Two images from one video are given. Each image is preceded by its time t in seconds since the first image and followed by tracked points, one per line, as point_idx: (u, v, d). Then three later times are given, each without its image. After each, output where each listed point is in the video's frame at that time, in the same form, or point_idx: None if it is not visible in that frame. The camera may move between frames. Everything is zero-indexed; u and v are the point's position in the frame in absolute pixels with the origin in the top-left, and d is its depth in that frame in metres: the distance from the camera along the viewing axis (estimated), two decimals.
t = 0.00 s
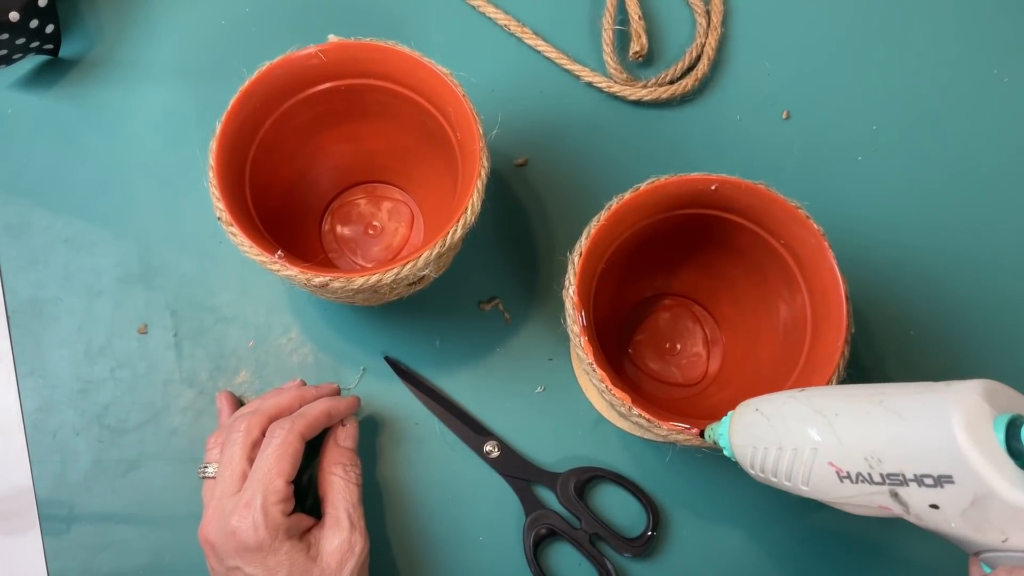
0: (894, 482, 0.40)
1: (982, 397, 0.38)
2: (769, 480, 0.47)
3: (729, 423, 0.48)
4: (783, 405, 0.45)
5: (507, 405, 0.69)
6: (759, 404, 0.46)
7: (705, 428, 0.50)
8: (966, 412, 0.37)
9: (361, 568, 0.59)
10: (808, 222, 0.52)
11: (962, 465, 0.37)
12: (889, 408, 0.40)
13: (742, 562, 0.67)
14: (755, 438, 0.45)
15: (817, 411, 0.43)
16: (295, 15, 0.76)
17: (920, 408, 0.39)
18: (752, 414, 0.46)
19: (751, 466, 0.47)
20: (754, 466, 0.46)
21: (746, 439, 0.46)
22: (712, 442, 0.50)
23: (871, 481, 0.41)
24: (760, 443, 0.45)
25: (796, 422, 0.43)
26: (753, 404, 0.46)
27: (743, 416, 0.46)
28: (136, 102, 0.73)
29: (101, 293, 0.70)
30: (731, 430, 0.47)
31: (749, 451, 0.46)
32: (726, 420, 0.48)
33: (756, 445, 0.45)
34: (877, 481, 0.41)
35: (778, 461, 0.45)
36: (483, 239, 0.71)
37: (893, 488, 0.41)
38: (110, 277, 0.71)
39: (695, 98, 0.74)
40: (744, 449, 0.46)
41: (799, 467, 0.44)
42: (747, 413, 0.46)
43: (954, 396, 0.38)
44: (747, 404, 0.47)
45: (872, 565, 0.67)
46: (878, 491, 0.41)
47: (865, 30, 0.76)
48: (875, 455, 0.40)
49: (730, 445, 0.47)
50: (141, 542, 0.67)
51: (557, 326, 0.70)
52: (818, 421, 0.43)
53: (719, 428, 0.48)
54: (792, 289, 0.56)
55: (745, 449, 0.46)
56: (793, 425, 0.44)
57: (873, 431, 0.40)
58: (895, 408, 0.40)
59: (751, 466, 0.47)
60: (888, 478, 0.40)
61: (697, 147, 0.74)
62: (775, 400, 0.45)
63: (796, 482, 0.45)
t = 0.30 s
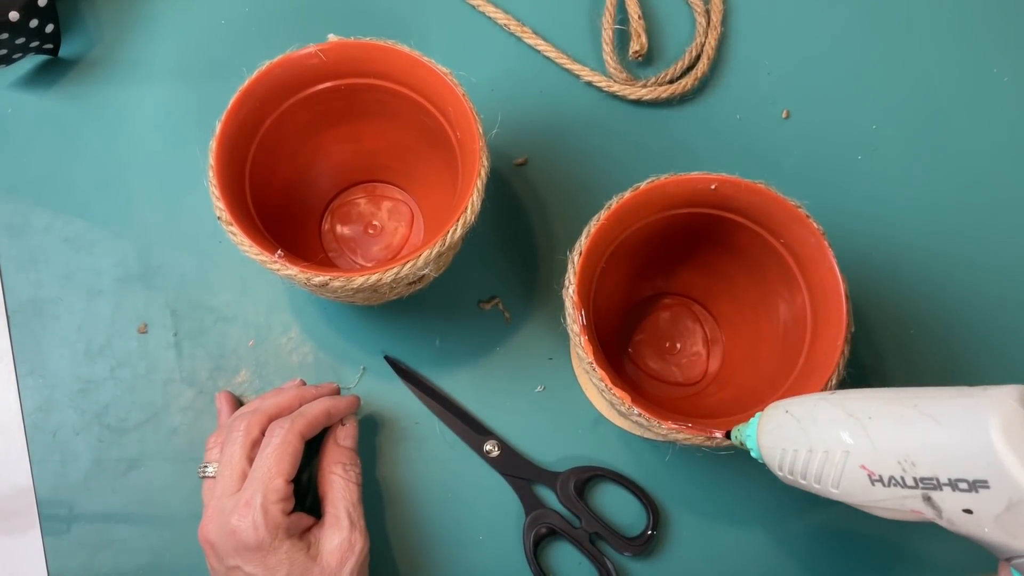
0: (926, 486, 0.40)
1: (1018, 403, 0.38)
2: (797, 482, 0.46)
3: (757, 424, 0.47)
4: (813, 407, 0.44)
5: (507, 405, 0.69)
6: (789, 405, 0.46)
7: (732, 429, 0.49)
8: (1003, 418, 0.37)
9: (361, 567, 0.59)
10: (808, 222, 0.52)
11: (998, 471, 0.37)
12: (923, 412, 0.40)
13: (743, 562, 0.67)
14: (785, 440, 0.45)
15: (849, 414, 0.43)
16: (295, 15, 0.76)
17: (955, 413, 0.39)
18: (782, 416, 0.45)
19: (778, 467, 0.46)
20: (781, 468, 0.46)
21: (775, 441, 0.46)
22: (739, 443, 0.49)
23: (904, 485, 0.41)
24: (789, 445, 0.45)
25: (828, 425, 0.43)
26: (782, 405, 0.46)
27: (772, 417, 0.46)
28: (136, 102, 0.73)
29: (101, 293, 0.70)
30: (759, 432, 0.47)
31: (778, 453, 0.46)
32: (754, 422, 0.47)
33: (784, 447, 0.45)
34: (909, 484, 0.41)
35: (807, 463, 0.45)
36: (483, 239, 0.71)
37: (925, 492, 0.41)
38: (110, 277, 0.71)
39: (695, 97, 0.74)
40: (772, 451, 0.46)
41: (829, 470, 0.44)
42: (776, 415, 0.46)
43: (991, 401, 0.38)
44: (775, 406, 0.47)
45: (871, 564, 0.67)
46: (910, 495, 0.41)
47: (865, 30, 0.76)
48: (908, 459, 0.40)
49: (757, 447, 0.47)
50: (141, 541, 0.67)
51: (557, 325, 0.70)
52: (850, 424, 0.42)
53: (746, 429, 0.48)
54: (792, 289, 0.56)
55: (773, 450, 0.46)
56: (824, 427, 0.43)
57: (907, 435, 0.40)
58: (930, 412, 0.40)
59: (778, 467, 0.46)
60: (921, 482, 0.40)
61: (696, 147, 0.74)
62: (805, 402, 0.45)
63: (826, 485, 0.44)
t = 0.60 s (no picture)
0: (959, 490, 0.41)
1: None
2: (823, 484, 0.46)
3: (785, 425, 0.46)
4: (844, 409, 0.44)
5: (507, 405, 0.69)
6: (818, 407, 0.45)
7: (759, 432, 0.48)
8: None
9: (361, 567, 0.59)
10: (808, 222, 0.52)
11: None
12: (957, 417, 0.41)
13: (743, 562, 0.67)
14: (814, 442, 0.44)
15: (881, 417, 0.43)
16: (295, 15, 0.76)
17: (989, 419, 0.40)
18: (812, 417, 0.44)
19: (806, 469, 0.45)
20: (809, 470, 0.45)
21: (804, 442, 0.45)
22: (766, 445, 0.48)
23: (936, 489, 0.41)
24: (819, 447, 0.44)
25: (861, 427, 0.43)
26: (811, 407, 0.45)
27: (801, 418, 0.45)
28: (136, 102, 0.73)
29: (101, 293, 0.70)
30: (788, 433, 0.46)
31: (807, 455, 0.45)
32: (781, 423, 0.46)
33: (815, 449, 0.44)
34: (942, 488, 0.41)
35: (837, 465, 0.44)
36: (483, 239, 0.71)
37: (957, 496, 0.41)
38: (110, 277, 0.71)
39: (695, 98, 0.74)
40: (802, 452, 0.45)
41: (860, 472, 0.43)
42: (805, 416, 0.45)
43: None
44: (803, 407, 0.46)
45: (871, 564, 0.67)
46: (942, 499, 0.42)
47: (865, 30, 0.76)
48: (941, 463, 0.41)
49: (785, 448, 0.46)
50: (141, 541, 0.67)
51: (556, 325, 0.70)
52: (883, 427, 0.42)
53: (774, 430, 0.47)
54: (792, 289, 0.56)
55: (803, 452, 0.45)
56: (856, 430, 0.43)
57: (941, 439, 0.41)
58: (964, 417, 0.41)
59: (806, 469, 0.45)
60: (953, 486, 0.41)
61: (696, 148, 0.74)
62: (835, 405, 0.44)
63: (855, 488, 0.44)
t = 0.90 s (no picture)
0: (982, 484, 0.40)
1: None
2: (848, 477, 0.46)
3: (811, 417, 0.47)
4: (869, 403, 0.44)
5: (507, 406, 0.69)
6: (845, 401, 0.45)
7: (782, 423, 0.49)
8: None
9: (361, 567, 0.59)
10: (808, 222, 0.52)
11: None
12: (982, 411, 0.40)
13: (743, 563, 0.67)
14: (838, 434, 0.45)
15: (905, 411, 0.43)
16: (295, 15, 0.76)
17: (1015, 413, 0.39)
18: (836, 411, 0.45)
19: (830, 462, 0.46)
20: (833, 463, 0.46)
21: (829, 436, 0.46)
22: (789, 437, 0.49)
23: (958, 483, 0.41)
24: (844, 439, 0.45)
25: (884, 421, 0.43)
26: (837, 401, 0.46)
27: (827, 412, 0.46)
28: (136, 102, 0.73)
29: (101, 293, 0.70)
30: (812, 426, 0.46)
31: (832, 447, 0.45)
32: (807, 416, 0.47)
33: (838, 441, 0.45)
34: (964, 482, 0.41)
35: (861, 458, 0.44)
36: (483, 239, 0.71)
37: (981, 491, 0.41)
38: (110, 277, 0.71)
39: (695, 98, 0.74)
40: (826, 445, 0.46)
41: (883, 465, 0.43)
42: (831, 409, 0.46)
43: None
44: (830, 401, 0.46)
45: (870, 564, 0.67)
46: (965, 493, 0.41)
47: (865, 30, 0.76)
48: (963, 456, 0.40)
49: (810, 441, 0.47)
50: (141, 542, 0.67)
51: (556, 326, 0.70)
52: (906, 420, 0.42)
53: (798, 422, 0.47)
54: (792, 289, 0.56)
55: (827, 445, 0.46)
56: (880, 422, 0.43)
57: (964, 432, 0.40)
58: (989, 412, 0.40)
59: (830, 462, 0.46)
60: (976, 480, 0.40)
61: (697, 148, 0.74)
62: (861, 398, 0.45)
63: (878, 480, 0.44)
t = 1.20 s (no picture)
0: (1005, 469, 0.42)
1: None
2: (869, 462, 0.47)
3: (834, 403, 0.47)
4: (895, 389, 0.45)
5: (507, 405, 0.69)
6: (868, 386, 0.46)
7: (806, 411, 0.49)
8: None
9: (362, 567, 0.59)
10: (809, 222, 0.52)
11: None
12: (1006, 397, 0.42)
13: (743, 563, 0.67)
14: (863, 419, 0.45)
15: (931, 396, 0.44)
16: (295, 15, 0.76)
17: None
18: (862, 396, 0.46)
19: (853, 447, 0.46)
20: (855, 448, 0.46)
21: (853, 420, 0.46)
22: (811, 423, 0.49)
23: (982, 467, 0.42)
24: (867, 423, 0.45)
25: (910, 405, 0.44)
26: (860, 386, 0.46)
27: (851, 397, 0.46)
28: (136, 103, 0.73)
29: (101, 293, 0.70)
30: (836, 411, 0.47)
31: (855, 432, 0.46)
32: (830, 401, 0.48)
33: (863, 425, 0.45)
34: (988, 467, 0.42)
35: (885, 442, 0.45)
36: (483, 239, 0.71)
37: (1003, 475, 0.42)
38: (111, 277, 0.71)
39: (695, 98, 0.74)
40: (849, 430, 0.46)
41: (907, 449, 0.44)
42: (855, 394, 0.46)
43: None
44: (854, 386, 0.47)
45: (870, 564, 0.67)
46: (988, 477, 0.43)
47: (865, 30, 0.76)
48: (989, 441, 0.42)
49: (833, 426, 0.47)
50: (141, 541, 0.67)
51: (556, 326, 0.70)
52: (933, 406, 0.44)
53: (821, 408, 0.48)
54: (792, 289, 0.56)
55: (850, 429, 0.46)
56: (906, 407, 0.44)
57: (990, 417, 0.42)
58: (1015, 398, 0.42)
59: (853, 447, 0.47)
60: (1000, 465, 0.42)
61: (697, 148, 0.74)
62: (885, 384, 0.46)
63: (901, 465, 0.45)
